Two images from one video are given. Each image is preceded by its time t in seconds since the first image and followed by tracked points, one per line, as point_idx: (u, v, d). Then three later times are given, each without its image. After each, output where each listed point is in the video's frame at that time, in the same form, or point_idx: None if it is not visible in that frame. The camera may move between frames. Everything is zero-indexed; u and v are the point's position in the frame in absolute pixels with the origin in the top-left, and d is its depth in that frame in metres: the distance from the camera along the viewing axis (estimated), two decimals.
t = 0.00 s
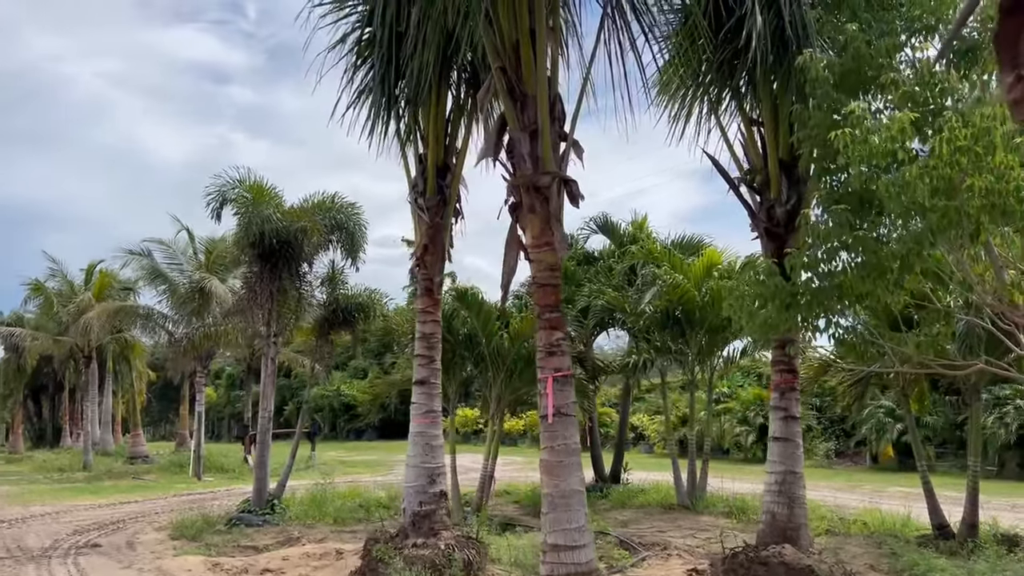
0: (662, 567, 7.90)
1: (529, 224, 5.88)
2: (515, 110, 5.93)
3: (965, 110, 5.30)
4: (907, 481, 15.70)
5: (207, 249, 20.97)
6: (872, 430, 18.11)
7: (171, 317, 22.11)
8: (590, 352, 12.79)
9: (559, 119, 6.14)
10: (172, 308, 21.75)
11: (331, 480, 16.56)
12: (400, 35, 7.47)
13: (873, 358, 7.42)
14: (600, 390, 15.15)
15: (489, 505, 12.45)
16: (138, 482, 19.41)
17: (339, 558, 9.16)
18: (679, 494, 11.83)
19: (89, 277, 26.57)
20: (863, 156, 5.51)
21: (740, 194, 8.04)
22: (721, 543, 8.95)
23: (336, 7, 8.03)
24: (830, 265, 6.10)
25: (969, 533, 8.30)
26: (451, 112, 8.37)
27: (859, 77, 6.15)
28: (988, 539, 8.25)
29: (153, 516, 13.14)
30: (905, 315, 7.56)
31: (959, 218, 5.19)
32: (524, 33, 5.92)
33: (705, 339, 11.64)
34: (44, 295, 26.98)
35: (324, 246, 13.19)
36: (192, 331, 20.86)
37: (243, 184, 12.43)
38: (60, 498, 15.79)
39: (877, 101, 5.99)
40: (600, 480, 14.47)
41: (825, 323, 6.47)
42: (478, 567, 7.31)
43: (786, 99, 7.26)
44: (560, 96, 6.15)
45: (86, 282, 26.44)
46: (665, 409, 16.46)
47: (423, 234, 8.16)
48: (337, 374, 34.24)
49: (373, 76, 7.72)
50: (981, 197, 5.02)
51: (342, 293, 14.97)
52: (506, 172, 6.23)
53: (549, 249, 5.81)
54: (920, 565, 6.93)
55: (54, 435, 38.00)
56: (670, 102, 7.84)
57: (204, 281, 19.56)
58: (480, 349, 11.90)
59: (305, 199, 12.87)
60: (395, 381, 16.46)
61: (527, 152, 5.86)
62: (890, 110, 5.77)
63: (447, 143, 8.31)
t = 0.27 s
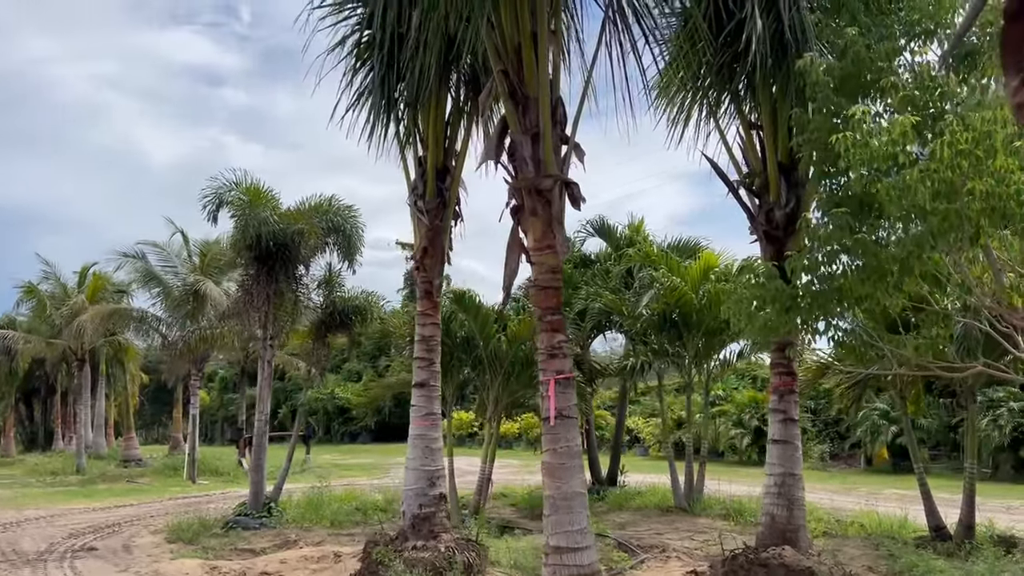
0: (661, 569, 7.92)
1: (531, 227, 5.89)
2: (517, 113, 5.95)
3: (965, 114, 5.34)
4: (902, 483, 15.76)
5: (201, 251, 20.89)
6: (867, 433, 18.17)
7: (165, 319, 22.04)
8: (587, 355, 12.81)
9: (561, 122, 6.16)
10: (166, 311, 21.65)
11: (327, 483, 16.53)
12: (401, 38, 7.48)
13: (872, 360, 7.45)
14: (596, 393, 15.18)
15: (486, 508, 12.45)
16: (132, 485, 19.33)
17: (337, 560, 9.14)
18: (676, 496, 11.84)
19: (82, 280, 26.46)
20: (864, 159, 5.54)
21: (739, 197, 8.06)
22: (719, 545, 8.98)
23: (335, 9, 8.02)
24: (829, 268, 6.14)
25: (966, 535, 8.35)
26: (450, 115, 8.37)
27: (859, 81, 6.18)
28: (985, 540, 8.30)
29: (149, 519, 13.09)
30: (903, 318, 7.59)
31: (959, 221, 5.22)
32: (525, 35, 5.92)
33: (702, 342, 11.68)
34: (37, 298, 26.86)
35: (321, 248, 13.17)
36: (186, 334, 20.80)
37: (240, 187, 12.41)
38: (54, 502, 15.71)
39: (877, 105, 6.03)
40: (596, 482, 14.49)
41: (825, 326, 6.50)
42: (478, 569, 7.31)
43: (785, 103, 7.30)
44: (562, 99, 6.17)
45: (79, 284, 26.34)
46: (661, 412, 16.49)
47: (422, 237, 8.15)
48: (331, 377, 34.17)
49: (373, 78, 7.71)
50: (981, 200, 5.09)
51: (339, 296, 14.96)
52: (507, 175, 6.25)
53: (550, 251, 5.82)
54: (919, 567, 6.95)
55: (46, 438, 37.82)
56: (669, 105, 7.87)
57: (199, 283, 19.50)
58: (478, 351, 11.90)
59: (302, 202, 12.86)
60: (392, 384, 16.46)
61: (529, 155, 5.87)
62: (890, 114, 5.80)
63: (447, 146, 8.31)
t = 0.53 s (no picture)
0: (661, 571, 7.93)
1: (533, 229, 5.91)
2: (519, 115, 5.97)
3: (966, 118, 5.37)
4: (898, 484, 15.82)
5: (196, 253, 20.82)
6: (863, 434, 18.23)
7: (160, 322, 21.97)
8: (584, 357, 12.83)
9: (563, 125, 6.18)
10: (161, 313, 21.57)
11: (324, 486, 16.49)
12: (401, 41, 7.49)
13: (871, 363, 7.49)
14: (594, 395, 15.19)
15: (484, 510, 12.45)
16: (127, 488, 19.25)
17: (337, 563, 9.13)
18: (674, 498, 11.82)
19: (77, 282, 26.36)
20: (865, 163, 5.57)
21: (739, 199, 8.07)
22: (718, 546, 9.00)
23: (336, 12, 8.03)
24: (830, 271, 6.18)
25: (964, 536, 8.38)
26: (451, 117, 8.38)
27: (859, 85, 6.22)
28: (983, 541, 8.34)
29: (145, 522, 13.04)
30: (902, 321, 7.62)
31: (960, 224, 5.27)
32: (528, 38, 5.93)
33: (700, 344, 11.70)
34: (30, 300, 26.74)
35: (319, 250, 13.16)
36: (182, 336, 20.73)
37: (238, 189, 12.38)
38: (48, 504, 15.63)
39: (877, 109, 6.07)
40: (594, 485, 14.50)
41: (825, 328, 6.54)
42: (479, 571, 7.31)
43: (785, 107, 7.34)
44: (564, 103, 6.19)
45: (73, 286, 26.23)
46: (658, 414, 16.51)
47: (423, 239, 8.16)
48: (326, 379, 34.10)
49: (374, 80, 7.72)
50: (982, 203, 5.12)
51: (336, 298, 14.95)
52: (509, 177, 6.27)
53: (553, 254, 5.84)
54: (919, 568, 6.98)
55: (39, 440, 37.64)
56: (669, 108, 7.89)
57: (195, 285, 19.44)
58: (476, 354, 11.89)
59: (300, 204, 12.85)
60: (389, 386, 16.45)
61: (531, 158, 5.88)
62: (890, 117, 5.83)
63: (447, 149, 8.32)
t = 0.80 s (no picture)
0: (661, 570, 7.98)
1: (536, 231, 5.96)
2: (522, 117, 6.01)
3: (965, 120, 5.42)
4: (895, 484, 15.91)
5: (194, 254, 20.79)
6: (859, 434, 18.31)
7: (158, 322, 21.96)
8: (583, 358, 12.87)
9: (565, 127, 6.22)
10: (159, 314, 21.55)
11: (323, 486, 16.52)
12: (403, 43, 7.53)
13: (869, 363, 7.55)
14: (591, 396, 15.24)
15: (484, 510, 12.49)
16: (125, 488, 19.25)
17: (338, 562, 9.16)
18: (673, 497, 11.89)
19: (74, 282, 26.34)
20: (866, 165, 5.63)
21: (738, 201, 8.10)
22: (717, 545, 9.06)
23: (339, 14, 8.07)
24: (829, 272, 6.25)
25: (962, 534, 8.45)
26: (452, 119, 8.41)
27: (857, 88, 6.28)
28: (980, 540, 8.41)
29: (144, 522, 13.06)
30: (899, 321, 7.68)
31: (959, 225, 5.33)
32: (530, 41, 5.97)
33: (699, 344, 11.75)
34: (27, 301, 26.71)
35: (318, 251, 13.19)
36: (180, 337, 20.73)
37: (237, 190, 12.40)
38: (47, 505, 15.63)
39: (876, 111, 6.12)
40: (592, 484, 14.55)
41: (824, 328, 6.60)
42: (481, 570, 7.35)
43: (784, 109, 7.40)
44: (566, 105, 6.24)
45: (71, 287, 26.21)
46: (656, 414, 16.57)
47: (424, 240, 8.19)
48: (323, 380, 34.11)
49: (376, 82, 7.75)
50: (981, 205, 5.16)
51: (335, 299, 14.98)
52: (512, 178, 6.31)
53: (555, 255, 5.89)
54: (917, 566, 7.04)
55: (35, 441, 37.58)
56: (669, 110, 7.93)
57: (192, 286, 19.44)
58: (475, 354, 11.93)
59: (299, 204, 12.88)
60: (387, 386, 16.48)
61: (534, 160, 5.93)
62: (890, 119, 5.89)
63: (447, 150, 8.36)
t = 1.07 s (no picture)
0: (659, 567, 8.03)
1: (536, 231, 6.01)
2: (521, 119, 6.06)
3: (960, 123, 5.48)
4: (891, 482, 15.98)
5: (192, 253, 20.78)
6: (855, 433, 18.40)
7: (155, 322, 21.96)
8: (581, 357, 12.93)
9: (565, 129, 6.27)
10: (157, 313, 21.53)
11: (321, 485, 16.56)
12: (403, 44, 7.58)
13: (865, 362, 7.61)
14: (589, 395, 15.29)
15: (482, 508, 12.54)
16: (122, 488, 19.26)
17: (337, 560, 9.21)
18: (670, 495, 11.96)
19: (71, 282, 26.31)
20: (862, 166, 5.68)
21: (736, 201, 8.13)
22: (715, 543, 9.12)
23: (338, 15, 8.11)
24: (826, 272, 6.32)
25: (956, 532, 8.53)
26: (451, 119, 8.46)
27: (853, 89, 6.33)
28: (975, 537, 8.48)
29: (143, 521, 13.08)
30: (895, 320, 7.75)
31: (954, 226, 5.39)
32: (530, 43, 6.02)
33: (696, 343, 11.81)
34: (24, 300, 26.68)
35: (317, 251, 13.22)
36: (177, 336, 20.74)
37: (236, 189, 12.43)
38: (45, 504, 15.62)
39: (872, 112, 6.18)
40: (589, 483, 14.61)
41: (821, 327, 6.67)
42: (481, 568, 7.41)
43: (781, 110, 7.45)
44: (566, 107, 6.29)
45: (68, 286, 26.19)
46: (653, 412, 16.63)
47: (424, 240, 8.24)
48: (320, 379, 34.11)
49: (375, 83, 7.79)
50: (975, 207, 5.23)
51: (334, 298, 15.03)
52: (512, 179, 6.37)
53: (555, 256, 5.94)
54: (913, 563, 7.11)
55: (31, 441, 37.54)
56: (667, 111, 7.98)
57: (190, 285, 19.44)
58: (474, 353, 11.97)
59: (298, 204, 12.91)
60: (385, 385, 16.51)
61: (534, 161, 5.98)
62: (885, 121, 5.95)
63: (447, 150, 8.40)
